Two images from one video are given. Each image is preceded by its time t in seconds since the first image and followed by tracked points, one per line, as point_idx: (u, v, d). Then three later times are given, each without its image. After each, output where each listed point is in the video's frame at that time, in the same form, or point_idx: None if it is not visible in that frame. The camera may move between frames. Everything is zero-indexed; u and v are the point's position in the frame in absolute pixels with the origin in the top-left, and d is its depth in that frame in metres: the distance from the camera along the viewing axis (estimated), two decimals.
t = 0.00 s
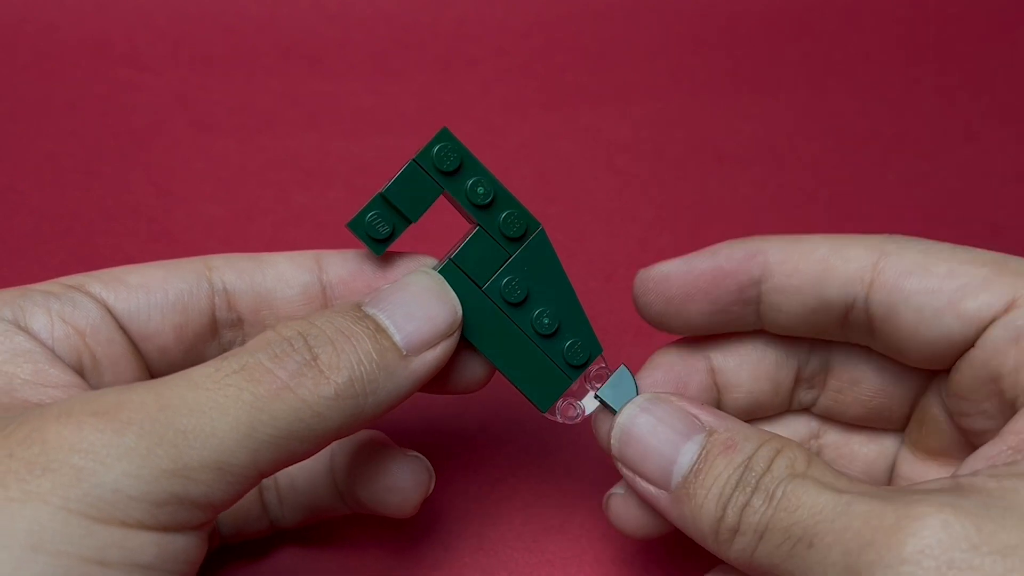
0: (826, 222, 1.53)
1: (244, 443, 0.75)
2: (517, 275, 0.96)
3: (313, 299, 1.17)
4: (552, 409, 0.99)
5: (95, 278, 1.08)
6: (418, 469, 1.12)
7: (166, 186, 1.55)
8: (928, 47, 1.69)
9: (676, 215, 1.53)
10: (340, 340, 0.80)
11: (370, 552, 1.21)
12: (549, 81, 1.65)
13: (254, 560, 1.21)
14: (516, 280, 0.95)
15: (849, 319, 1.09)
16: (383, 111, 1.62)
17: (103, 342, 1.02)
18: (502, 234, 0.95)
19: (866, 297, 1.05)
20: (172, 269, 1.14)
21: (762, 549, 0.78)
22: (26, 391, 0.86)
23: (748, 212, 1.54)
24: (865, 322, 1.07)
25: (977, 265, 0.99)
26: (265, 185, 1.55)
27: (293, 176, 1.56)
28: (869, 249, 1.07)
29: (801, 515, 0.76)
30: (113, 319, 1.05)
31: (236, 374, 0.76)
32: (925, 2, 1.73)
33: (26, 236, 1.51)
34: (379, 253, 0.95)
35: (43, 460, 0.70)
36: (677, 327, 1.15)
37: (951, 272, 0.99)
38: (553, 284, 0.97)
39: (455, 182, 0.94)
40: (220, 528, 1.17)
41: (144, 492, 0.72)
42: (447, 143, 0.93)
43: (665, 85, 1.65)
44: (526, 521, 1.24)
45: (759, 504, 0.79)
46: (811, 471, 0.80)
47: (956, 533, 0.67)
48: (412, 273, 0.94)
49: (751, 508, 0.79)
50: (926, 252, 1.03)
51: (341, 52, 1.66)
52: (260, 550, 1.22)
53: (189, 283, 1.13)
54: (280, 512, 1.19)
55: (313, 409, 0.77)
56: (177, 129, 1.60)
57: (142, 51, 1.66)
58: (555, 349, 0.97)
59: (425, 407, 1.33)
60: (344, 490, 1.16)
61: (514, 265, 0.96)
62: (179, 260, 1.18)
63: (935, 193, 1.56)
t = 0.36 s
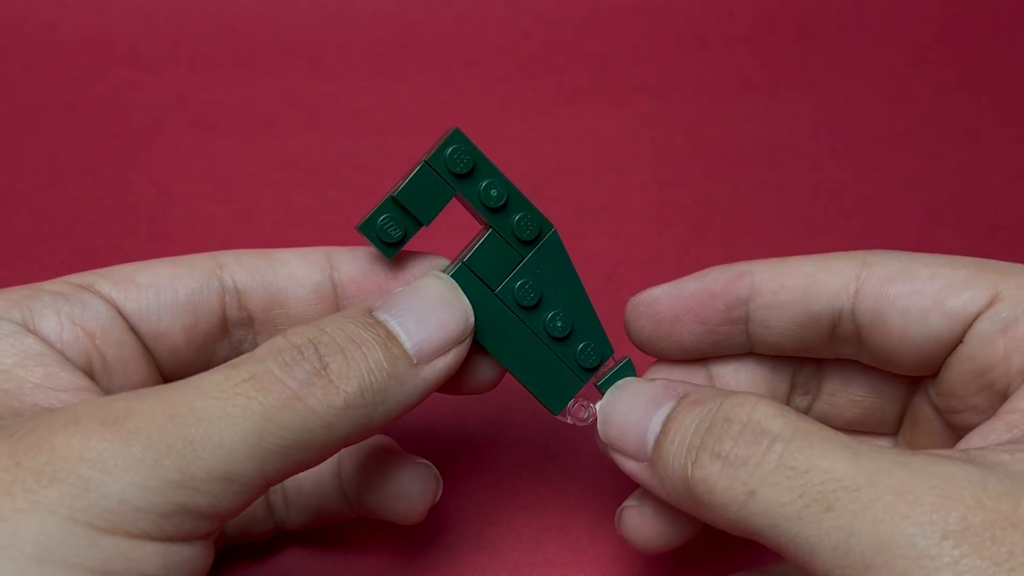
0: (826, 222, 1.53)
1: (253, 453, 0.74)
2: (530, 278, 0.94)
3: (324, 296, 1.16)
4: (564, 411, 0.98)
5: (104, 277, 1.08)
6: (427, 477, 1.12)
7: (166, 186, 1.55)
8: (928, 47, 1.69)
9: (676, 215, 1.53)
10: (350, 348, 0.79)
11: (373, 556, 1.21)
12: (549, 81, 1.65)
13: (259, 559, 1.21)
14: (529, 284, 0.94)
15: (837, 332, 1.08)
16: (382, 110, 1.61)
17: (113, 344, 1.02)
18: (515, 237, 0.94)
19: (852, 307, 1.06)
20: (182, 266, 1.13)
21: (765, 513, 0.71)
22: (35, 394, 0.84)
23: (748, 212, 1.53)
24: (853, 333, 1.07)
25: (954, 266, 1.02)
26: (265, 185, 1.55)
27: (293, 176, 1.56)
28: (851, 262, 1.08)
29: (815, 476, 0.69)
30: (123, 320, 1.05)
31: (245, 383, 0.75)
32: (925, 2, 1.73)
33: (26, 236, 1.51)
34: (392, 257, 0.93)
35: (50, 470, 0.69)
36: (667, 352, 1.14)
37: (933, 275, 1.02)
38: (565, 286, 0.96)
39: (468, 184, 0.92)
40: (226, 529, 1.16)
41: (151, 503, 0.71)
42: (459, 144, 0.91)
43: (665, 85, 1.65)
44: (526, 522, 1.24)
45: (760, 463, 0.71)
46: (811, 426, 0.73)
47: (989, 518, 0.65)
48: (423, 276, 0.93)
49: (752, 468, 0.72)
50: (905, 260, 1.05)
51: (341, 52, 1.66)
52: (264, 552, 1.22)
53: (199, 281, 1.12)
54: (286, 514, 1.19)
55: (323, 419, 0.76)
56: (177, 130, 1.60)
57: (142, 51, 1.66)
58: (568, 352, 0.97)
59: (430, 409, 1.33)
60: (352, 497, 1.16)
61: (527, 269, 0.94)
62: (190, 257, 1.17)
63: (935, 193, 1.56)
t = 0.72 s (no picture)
0: (826, 222, 1.53)
1: (254, 458, 0.74)
2: (536, 288, 0.94)
3: (335, 295, 1.16)
4: (555, 430, 0.97)
5: (114, 275, 1.08)
6: (429, 486, 1.13)
7: (166, 185, 1.55)
8: (929, 46, 1.68)
9: (676, 215, 1.53)
10: (352, 350, 0.79)
11: (376, 560, 1.21)
12: (548, 81, 1.65)
13: (262, 563, 1.21)
14: (535, 294, 0.93)
15: (783, 381, 1.15)
16: (383, 110, 1.62)
17: (124, 343, 1.02)
18: (527, 244, 0.93)
19: (791, 356, 1.13)
20: (193, 265, 1.13)
21: (763, 508, 0.70)
22: (43, 396, 0.85)
23: (748, 212, 1.54)
24: (798, 381, 1.14)
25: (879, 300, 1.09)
26: (265, 186, 1.55)
27: (293, 176, 1.56)
28: (781, 317, 1.15)
29: (815, 473, 0.69)
30: (134, 318, 1.05)
31: (247, 387, 0.75)
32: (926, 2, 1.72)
33: (26, 236, 1.51)
34: (401, 248, 0.92)
35: (52, 477, 0.69)
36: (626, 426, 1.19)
37: (862, 311, 1.09)
38: (571, 300, 0.95)
39: (487, 185, 0.91)
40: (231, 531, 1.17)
41: (153, 509, 0.71)
42: (483, 145, 0.90)
43: (665, 85, 1.65)
44: (525, 523, 1.24)
45: (758, 457, 0.71)
46: (808, 421, 0.74)
47: (990, 523, 0.65)
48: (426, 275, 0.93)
49: (750, 462, 0.71)
50: (834, 304, 1.12)
51: (341, 51, 1.66)
52: (268, 553, 1.22)
53: (211, 279, 1.12)
54: (291, 516, 1.20)
55: (325, 421, 0.76)
56: (177, 129, 1.59)
57: (142, 51, 1.65)
58: (565, 370, 0.95)
59: (431, 408, 1.32)
60: (355, 502, 1.16)
61: (535, 278, 0.94)
62: (200, 254, 1.17)
63: (935, 193, 1.56)
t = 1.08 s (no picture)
0: (826, 222, 1.53)
1: (260, 459, 0.74)
2: (541, 290, 0.93)
3: (340, 298, 1.16)
4: (567, 427, 0.97)
5: (120, 277, 1.08)
6: (433, 485, 1.13)
7: (165, 185, 1.55)
8: (929, 46, 1.68)
9: (676, 215, 1.53)
10: (359, 352, 0.79)
11: (378, 560, 1.21)
12: (548, 81, 1.65)
13: (265, 561, 1.21)
14: (539, 295, 0.93)
15: (791, 367, 1.15)
16: (382, 110, 1.61)
17: (129, 344, 1.02)
18: (530, 247, 0.92)
19: (798, 338, 1.12)
20: (198, 267, 1.12)
21: (763, 518, 0.71)
22: (47, 396, 0.85)
23: (748, 212, 1.54)
24: (805, 366, 1.13)
25: (883, 289, 1.09)
26: (265, 186, 1.55)
27: (293, 176, 1.56)
28: (787, 304, 1.15)
29: (812, 481, 0.69)
30: (139, 320, 1.05)
31: (253, 389, 0.75)
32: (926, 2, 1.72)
33: (26, 236, 1.51)
34: (406, 256, 0.93)
35: (57, 479, 0.69)
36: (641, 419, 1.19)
37: (866, 298, 1.09)
38: (578, 301, 0.94)
39: (487, 189, 0.91)
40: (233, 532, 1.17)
41: (158, 511, 0.71)
42: (480, 149, 0.90)
43: (665, 84, 1.65)
44: (527, 524, 1.24)
45: (755, 469, 0.71)
46: (806, 428, 0.74)
47: (986, 524, 0.65)
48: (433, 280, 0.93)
49: (748, 474, 0.71)
50: (840, 292, 1.12)
51: (341, 51, 1.66)
52: (271, 554, 1.22)
53: (217, 281, 1.12)
54: (294, 517, 1.20)
55: (331, 423, 0.76)
56: (177, 129, 1.59)
57: (142, 51, 1.65)
58: (575, 368, 0.95)
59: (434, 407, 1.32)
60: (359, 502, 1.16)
61: (539, 280, 0.93)
62: (206, 256, 1.16)
63: (935, 193, 1.56)
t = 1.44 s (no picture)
0: (826, 222, 1.53)
1: (266, 464, 0.74)
2: (550, 299, 0.93)
3: (347, 305, 1.16)
4: (574, 437, 0.98)
5: (128, 279, 1.08)
6: (439, 490, 1.13)
7: (166, 185, 1.55)
8: (929, 46, 1.68)
9: (676, 215, 1.53)
10: (367, 357, 0.79)
11: (382, 564, 1.21)
12: (548, 81, 1.65)
13: (270, 562, 1.21)
14: (547, 303, 0.93)
15: (800, 370, 1.15)
16: (383, 110, 1.61)
17: (137, 347, 1.02)
18: (538, 255, 0.93)
19: (807, 341, 1.12)
20: (208, 271, 1.13)
21: (761, 525, 0.71)
22: (54, 397, 0.85)
23: (748, 212, 1.54)
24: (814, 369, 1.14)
25: (888, 293, 1.09)
26: (266, 186, 1.55)
27: (293, 176, 1.56)
28: (793, 308, 1.15)
29: (810, 487, 0.69)
30: (147, 324, 1.05)
31: (260, 393, 0.75)
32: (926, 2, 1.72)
33: (26, 235, 1.51)
34: (413, 264, 0.92)
35: (64, 482, 0.69)
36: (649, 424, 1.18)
37: (872, 301, 1.09)
38: (586, 310, 0.95)
39: (496, 198, 0.91)
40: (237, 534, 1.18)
41: (165, 515, 0.71)
42: (490, 158, 0.90)
43: (665, 84, 1.65)
44: (528, 523, 1.24)
45: (754, 476, 0.72)
46: (806, 435, 0.74)
47: (983, 528, 0.64)
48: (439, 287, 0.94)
49: (746, 481, 0.72)
50: (845, 295, 1.12)
51: (341, 51, 1.66)
52: (275, 557, 1.22)
53: (225, 286, 1.12)
54: (298, 520, 1.21)
55: (338, 428, 0.76)
56: (177, 129, 1.59)
57: (142, 51, 1.65)
58: (582, 376, 0.95)
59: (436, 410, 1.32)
60: (364, 506, 1.16)
61: (548, 288, 0.93)
62: (213, 261, 1.17)
63: (935, 193, 1.56)
